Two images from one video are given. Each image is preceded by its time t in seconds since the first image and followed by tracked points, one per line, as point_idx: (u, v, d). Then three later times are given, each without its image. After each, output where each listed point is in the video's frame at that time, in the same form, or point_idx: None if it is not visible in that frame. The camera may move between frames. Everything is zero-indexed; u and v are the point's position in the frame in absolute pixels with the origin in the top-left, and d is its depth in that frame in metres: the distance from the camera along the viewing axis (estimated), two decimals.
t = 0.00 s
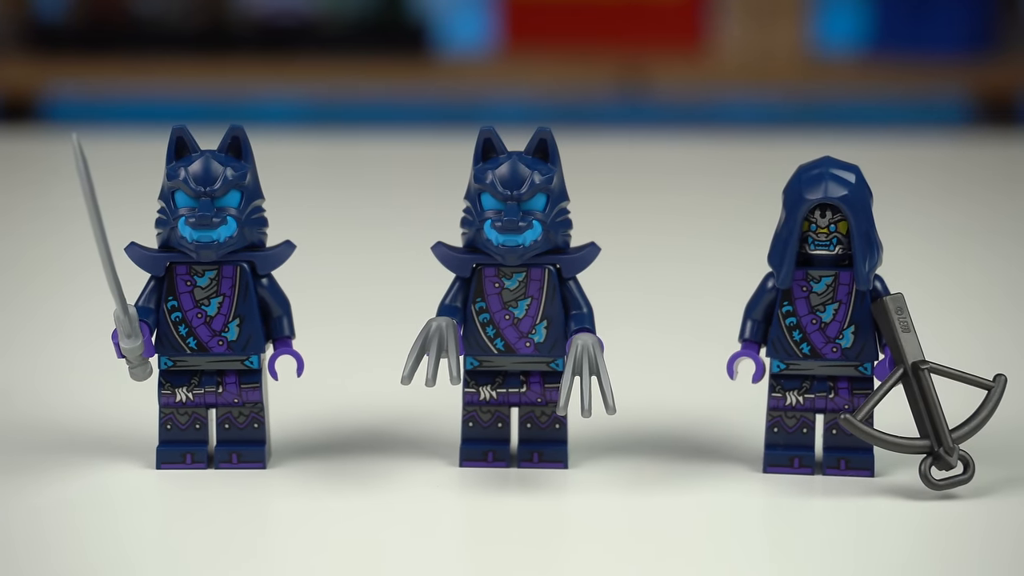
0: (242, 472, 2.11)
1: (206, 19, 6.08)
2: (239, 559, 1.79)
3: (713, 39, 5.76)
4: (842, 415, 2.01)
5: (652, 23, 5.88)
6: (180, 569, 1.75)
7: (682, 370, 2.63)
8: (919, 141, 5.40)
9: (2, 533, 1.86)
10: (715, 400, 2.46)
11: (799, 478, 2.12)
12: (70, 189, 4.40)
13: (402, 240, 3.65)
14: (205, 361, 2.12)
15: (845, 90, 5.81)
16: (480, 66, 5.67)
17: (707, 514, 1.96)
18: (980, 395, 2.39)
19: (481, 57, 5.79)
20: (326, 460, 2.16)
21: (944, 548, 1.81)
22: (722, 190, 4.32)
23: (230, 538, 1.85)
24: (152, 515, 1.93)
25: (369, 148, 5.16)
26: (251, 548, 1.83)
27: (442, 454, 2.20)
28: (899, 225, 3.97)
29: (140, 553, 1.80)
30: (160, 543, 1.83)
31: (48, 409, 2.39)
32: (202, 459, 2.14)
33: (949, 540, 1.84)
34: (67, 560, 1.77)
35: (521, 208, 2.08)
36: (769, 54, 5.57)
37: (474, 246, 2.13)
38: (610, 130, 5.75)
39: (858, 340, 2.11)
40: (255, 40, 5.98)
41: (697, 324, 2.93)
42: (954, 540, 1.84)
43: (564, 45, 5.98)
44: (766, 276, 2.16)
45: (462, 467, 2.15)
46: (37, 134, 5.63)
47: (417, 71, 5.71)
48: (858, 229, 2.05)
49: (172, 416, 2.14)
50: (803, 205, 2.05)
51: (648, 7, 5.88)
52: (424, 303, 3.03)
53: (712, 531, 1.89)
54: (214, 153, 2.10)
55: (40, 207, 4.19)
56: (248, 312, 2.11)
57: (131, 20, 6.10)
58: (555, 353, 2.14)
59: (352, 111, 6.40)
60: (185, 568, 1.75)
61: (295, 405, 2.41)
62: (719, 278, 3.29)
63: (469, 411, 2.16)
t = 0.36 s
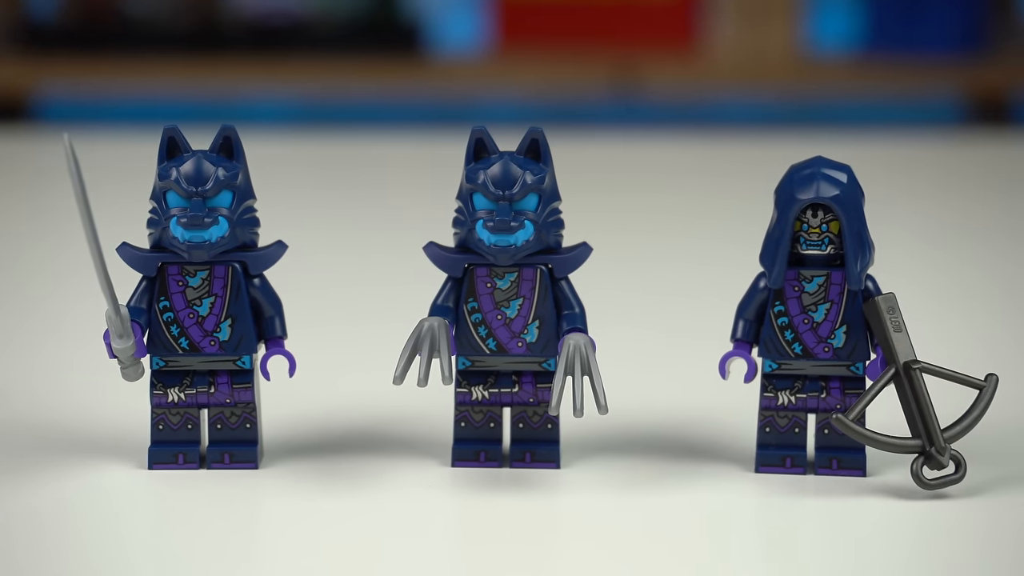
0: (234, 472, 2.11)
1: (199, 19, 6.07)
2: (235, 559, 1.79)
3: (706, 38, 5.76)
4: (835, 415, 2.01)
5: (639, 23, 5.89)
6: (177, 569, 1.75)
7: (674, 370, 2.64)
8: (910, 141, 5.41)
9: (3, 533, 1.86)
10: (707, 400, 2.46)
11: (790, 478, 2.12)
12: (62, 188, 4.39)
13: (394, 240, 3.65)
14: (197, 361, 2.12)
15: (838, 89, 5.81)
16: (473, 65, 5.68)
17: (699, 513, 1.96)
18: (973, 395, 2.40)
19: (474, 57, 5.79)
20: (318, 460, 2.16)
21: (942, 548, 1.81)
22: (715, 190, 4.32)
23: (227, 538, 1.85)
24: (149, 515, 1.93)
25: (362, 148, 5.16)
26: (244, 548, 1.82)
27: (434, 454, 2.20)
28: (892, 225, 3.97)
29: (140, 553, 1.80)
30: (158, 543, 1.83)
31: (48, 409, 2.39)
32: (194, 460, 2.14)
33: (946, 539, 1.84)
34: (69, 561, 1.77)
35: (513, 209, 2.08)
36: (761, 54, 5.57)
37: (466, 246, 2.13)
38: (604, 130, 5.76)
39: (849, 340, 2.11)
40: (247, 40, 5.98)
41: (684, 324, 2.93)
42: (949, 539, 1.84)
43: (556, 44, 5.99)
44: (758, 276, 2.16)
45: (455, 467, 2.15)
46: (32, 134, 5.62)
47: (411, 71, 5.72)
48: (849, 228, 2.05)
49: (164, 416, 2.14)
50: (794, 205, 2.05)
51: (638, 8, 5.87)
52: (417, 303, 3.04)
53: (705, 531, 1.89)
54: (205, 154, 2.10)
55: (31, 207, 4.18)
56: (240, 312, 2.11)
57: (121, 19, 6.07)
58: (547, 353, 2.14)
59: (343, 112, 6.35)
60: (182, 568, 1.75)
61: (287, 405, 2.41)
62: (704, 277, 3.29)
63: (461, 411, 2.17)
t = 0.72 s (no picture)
0: (232, 472, 2.11)
1: (197, 20, 6.07)
2: (231, 559, 1.78)
3: (704, 38, 5.77)
4: (834, 414, 2.00)
5: (643, 23, 5.86)
6: (174, 569, 1.74)
7: (671, 370, 2.64)
8: (908, 140, 5.41)
9: (3, 533, 1.86)
10: (705, 400, 2.46)
11: (788, 478, 2.12)
12: (60, 188, 4.39)
13: (391, 240, 3.65)
14: (194, 361, 2.12)
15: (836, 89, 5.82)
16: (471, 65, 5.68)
17: (696, 513, 1.96)
18: (970, 395, 2.40)
19: (472, 58, 5.79)
20: (316, 460, 2.16)
21: (942, 548, 1.81)
22: (713, 190, 4.31)
23: (225, 539, 1.85)
24: (146, 515, 1.92)
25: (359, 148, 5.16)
26: (240, 548, 1.82)
27: (432, 453, 2.20)
28: (890, 225, 3.97)
29: (138, 552, 1.79)
30: (154, 543, 1.83)
31: (48, 408, 2.40)
32: (192, 460, 2.14)
33: (945, 539, 1.84)
34: (70, 560, 1.77)
35: (510, 208, 2.07)
36: (758, 55, 5.58)
37: (463, 246, 2.13)
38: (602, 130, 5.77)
39: (847, 340, 2.11)
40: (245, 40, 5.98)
41: (681, 324, 2.93)
42: (949, 539, 1.84)
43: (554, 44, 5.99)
44: (755, 275, 2.16)
45: (452, 467, 2.15)
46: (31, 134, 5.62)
47: (408, 71, 5.72)
48: (847, 228, 2.05)
49: (161, 416, 2.14)
50: (791, 205, 2.05)
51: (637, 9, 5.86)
52: (414, 303, 3.04)
53: (702, 531, 1.89)
54: (202, 154, 2.10)
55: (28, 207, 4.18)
56: (237, 312, 2.11)
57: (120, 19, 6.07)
58: (545, 353, 2.14)
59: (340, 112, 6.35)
60: (178, 568, 1.75)
61: (284, 405, 2.41)
62: (703, 277, 3.29)
63: (459, 411, 2.17)
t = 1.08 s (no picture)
0: (232, 472, 2.11)
1: (198, 20, 6.07)
2: (231, 559, 1.78)
3: (705, 38, 5.76)
4: (834, 414, 2.00)
5: (643, 23, 5.87)
6: (174, 569, 1.74)
7: (671, 370, 2.64)
8: (906, 140, 5.42)
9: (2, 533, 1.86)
10: (704, 400, 2.46)
11: (788, 478, 2.12)
12: (60, 188, 4.40)
13: (391, 241, 3.65)
14: (194, 361, 2.12)
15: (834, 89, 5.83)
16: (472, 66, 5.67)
17: (695, 512, 1.96)
18: (970, 395, 2.40)
19: (472, 58, 5.79)
20: (316, 461, 2.16)
21: (941, 548, 1.81)
22: (713, 189, 4.32)
23: (225, 539, 1.85)
24: (146, 515, 1.93)
25: (359, 148, 5.16)
26: (240, 547, 1.82)
27: (433, 454, 2.20)
28: (890, 225, 3.98)
29: (138, 552, 1.80)
30: (154, 543, 1.83)
31: (47, 408, 2.40)
32: (192, 460, 2.14)
33: (944, 539, 1.84)
34: (69, 560, 1.77)
35: (510, 209, 2.07)
36: (758, 55, 5.58)
37: (462, 246, 2.13)
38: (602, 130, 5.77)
39: (847, 340, 2.11)
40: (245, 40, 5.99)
41: (681, 324, 2.93)
42: (949, 539, 1.84)
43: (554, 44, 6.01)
44: (755, 275, 2.16)
45: (452, 467, 2.15)
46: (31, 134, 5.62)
47: (408, 71, 5.74)
48: (847, 228, 2.05)
49: (161, 416, 2.14)
50: (791, 205, 2.05)
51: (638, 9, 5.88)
52: (414, 303, 3.04)
53: (702, 531, 1.89)
54: (203, 154, 2.10)
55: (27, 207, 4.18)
56: (237, 312, 2.11)
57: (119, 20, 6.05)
58: (545, 353, 2.14)
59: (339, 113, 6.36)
60: (178, 568, 1.75)
61: (284, 405, 2.41)
62: (703, 277, 3.29)
63: (459, 411, 2.17)
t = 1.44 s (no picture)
0: (232, 472, 2.12)
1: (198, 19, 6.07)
2: (231, 559, 1.79)
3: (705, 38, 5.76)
4: (834, 415, 2.00)
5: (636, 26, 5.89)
6: (173, 568, 1.75)
7: (670, 369, 2.64)
8: (906, 140, 5.41)
9: (1, 534, 1.86)
10: (704, 400, 2.46)
11: (788, 478, 2.12)
12: (61, 188, 4.40)
13: (391, 240, 3.66)
14: (195, 361, 2.12)
15: (834, 88, 5.83)
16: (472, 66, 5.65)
17: (695, 512, 1.96)
18: (970, 395, 2.40)
19: (473, 58, 5.80)
20: (316, 461, 2.16)
21: (941, 548, 1.81)
22: (713, 189, 4.32)
23: (223, 539, 1.85)
24: (146, 515, 1.93)
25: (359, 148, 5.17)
26: (239, 547, 1.82)
27: (433, 454, 2.20)
28: (890, 225, 3.98)
29: (138, 551, 1.80)
30: (153, 543, 1.83)
31: (48, 408, 2.40)
32: (192, 460, 2.14)
33: (944, 539, 1.84)
34: (69, 560, 1.77)
35: (511, 209, 2.07)
36: (758, 54, 5.57)
37: (462, 246, 2.13)
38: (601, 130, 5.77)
39: (847, 340, 2.11)
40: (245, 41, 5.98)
41: (681, 324, 2.93)
42: (948, 539, 1.84)
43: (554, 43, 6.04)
44: (755, 275, 2.16)
45: (452, 467, 2.16)
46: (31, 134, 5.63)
47: (408, 71, 5.75)
48: (847, 228, 2.05)
49: (161, 416, 2.14)
50: (791, 205, 2.05)
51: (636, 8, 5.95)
52: (414, 303, 3.04)
53: (701, 530, 1.90)
54: (203, 154, 2.10)
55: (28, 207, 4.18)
56: (237, 312, 2.11)
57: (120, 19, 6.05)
58: (545, 353, 2.14)
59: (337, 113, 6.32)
60: (177, 568, 1.75)
61: (284, 405, 2.42)
62: (703, 277, 3.29)
63: (459, 411, 2.17)
